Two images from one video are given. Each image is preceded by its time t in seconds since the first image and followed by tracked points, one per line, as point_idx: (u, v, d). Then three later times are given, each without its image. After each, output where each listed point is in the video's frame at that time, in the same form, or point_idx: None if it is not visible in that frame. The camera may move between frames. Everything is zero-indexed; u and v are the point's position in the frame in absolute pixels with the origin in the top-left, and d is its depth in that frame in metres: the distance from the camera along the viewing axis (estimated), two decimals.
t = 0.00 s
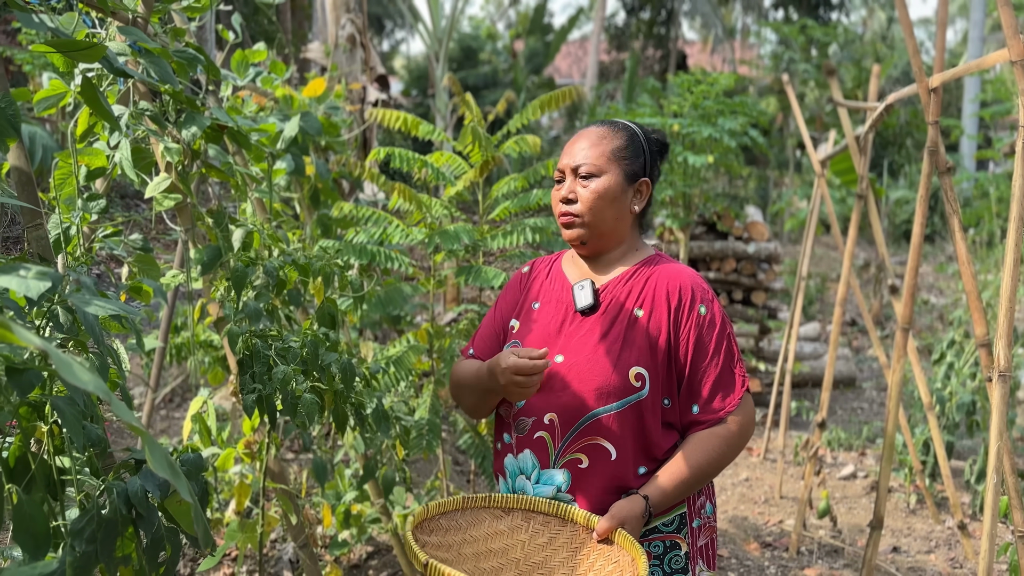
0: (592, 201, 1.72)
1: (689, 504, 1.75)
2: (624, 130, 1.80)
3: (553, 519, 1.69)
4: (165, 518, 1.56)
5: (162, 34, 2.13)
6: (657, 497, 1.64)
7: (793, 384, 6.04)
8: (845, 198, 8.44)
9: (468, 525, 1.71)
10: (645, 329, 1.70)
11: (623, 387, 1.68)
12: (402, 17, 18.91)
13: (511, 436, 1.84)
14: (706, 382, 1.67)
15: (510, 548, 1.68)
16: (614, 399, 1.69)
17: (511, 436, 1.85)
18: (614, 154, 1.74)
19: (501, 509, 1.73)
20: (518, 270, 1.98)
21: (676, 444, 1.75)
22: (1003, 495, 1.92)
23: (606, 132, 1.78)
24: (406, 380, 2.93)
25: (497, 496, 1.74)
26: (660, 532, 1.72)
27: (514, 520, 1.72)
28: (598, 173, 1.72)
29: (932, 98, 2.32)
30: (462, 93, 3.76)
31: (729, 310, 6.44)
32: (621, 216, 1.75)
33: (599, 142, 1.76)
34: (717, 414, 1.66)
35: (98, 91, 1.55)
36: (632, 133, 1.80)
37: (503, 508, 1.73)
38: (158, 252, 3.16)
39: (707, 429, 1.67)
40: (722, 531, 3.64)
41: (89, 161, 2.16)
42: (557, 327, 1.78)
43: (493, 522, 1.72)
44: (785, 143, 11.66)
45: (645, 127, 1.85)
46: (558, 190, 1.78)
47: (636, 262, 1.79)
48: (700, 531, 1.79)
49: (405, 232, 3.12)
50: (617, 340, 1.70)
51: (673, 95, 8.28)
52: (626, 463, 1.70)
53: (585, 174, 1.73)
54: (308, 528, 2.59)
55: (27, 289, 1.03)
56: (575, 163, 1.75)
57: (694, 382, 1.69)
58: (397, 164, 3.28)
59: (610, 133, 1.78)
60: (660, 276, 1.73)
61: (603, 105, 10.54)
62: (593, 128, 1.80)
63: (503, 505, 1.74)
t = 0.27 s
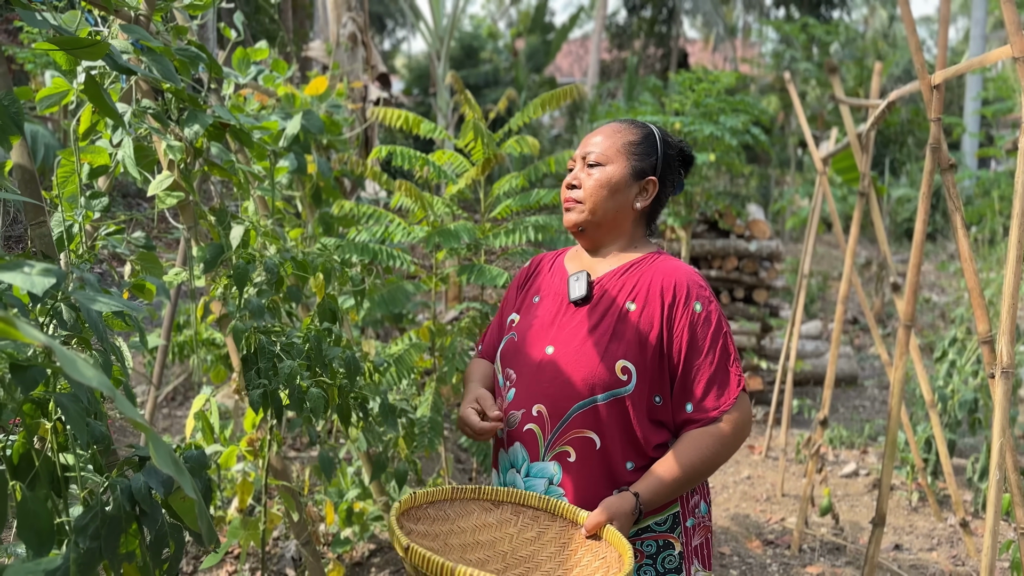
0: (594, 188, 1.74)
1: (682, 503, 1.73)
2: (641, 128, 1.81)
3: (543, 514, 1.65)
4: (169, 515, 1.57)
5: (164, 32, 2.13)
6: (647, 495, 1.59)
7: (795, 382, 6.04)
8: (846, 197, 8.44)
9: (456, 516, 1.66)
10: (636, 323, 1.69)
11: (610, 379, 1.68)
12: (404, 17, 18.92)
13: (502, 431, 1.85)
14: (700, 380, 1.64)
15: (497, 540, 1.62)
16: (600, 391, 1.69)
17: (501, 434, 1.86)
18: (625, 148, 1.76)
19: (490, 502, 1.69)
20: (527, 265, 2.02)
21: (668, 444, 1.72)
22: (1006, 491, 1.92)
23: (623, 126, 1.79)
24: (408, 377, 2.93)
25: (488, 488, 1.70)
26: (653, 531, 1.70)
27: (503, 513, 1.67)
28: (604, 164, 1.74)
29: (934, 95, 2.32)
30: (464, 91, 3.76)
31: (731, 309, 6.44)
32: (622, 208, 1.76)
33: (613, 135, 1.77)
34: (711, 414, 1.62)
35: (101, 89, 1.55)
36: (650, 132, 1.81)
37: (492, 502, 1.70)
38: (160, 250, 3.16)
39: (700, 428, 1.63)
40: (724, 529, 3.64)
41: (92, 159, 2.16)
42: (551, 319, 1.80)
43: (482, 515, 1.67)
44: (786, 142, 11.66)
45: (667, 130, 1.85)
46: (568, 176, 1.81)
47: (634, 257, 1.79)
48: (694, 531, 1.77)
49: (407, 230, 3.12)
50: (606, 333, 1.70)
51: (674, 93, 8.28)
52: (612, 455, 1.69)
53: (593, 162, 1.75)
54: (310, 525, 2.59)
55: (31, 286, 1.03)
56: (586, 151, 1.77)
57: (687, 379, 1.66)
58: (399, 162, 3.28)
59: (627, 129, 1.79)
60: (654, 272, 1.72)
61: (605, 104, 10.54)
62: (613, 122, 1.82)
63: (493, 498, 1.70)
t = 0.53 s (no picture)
0: (591, 186, 1.74)
1: (665, 505, 1.70)
2: (642, 125, 1.79)
3: (528, 509, 1.66)
4: (170, 512, 1.57)
5: (165, 31, 2.13)
6: (628, 494, 1.57)
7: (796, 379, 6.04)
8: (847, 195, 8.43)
9: (442, 507, 1.67)
10: (621, 320, 1.68)
11: (593, 376, 1.68)
12: (405, 15, 18.91)
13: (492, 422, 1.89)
14: (685, 379, 1.61)
15: (480, 532, 1.62)
16: (583, 387, 1.68)
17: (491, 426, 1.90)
18: (623, 145, 1.75)
19: (477, 495, 1.71)
20: (532, 261, 2.03)
21: (653, 444, 1.69)
22: (1007, 488, 1.92)
23: (623, 124, 1.79)
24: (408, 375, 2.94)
25: (475, 482, 1.72)
26: (631, 532, 1.69)
27: (489, 506, 1.68)
28: (601, 162, 1.74)
29: (935, 92, 2.31)
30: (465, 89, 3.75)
31: (732, 307, 6.43)
32: (619, 206, 1.76)
33: (612, 133, 1.77)
34: (696, 414, 1.58)
35: (103, 87, 1.55)
36: (651, 130, 1.79)
37: (479, 494, 1.71)
38: (162, 249, 3.17)
39: (686, 429, 1.58)
40: (725, 527, 3.64)
41: (93, 157, 2.16)
42: (542, 314, 1.81)
43: (468, 507, 1.68)
44: (788, 140, 11.65)
45: (670, 128, 1.83)
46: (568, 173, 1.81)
47: (627, 253, 1.78)
48: (680, 536, 1.73)
49: (407, 228, 3.12)
50: (592, 328, 1.69)
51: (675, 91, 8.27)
52: (592, 452, 1.69)
53: (592, 160, 1.75)
54: (311, 523, 2.59)
55: (32, 281, 1.03)
56: (585, 149, 1.78)
57: (673, 379, 1.63)
58: (399, 160, 3.27)
59: (627, 126, 1.78)
60: (643, 269, 1.70)
61: (606, 102, 10.53)
62: (614, 120, 1.81)
63: (480, 491, 1.71)
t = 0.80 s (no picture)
0: (590, 187, 1.73)
1: (663, 506, 1.69)
2: (640, 123, 1.79)
3: (523, 503, 1.66)
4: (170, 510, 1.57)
5: (165, 29, 2.13)
6: (619, 493, 1.56)
7: (797, 377, 6.04)
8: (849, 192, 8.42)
9: (438, 499, 1.68)
10: (620, 321, 1.67)
11: (591, 377, 1.67)
12: (405, 14, 18.90)
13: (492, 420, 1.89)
14: (683, 380, 1.61)
15: (474, 525, 1.63)
16: (582, 388, 1.68)
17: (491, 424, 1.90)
18: (622, 145, 1.74)
19: (474, 487, 1.71)
20: (533, 259, 2.02)
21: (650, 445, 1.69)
22: (1008, 486, 1.92)
23: (621, 122, 1.78)
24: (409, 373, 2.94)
25: (473, 474, 1.72)
26: (628, 532, 1.68)
27: (485, 499, 1.69)
28: (600, 162, 1.73)
29: (937, 90, 2.31)
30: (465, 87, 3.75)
31: (733, 305, 6.43)
32: (619, 206, 1.75)
33: (610, 132, 1.76)
34: (692, 415, 1.58)
35: (103, 85, 1.55)
36: (649, 127, 1.79)
37: (476, 487, 1.71)
38: (163, 247, 3.17)
39: (680, 430, 1.58)
40: (726, 525, 3.64)
41: (93, 156, 2.16)
42: (541, 314, 1.81)
43: (464, 499, 1.69)
44: (789, 137, 11.63)
45: (668, 125, 1.82)
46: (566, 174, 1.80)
47: (626, 253, 1.77)
48: (678, 537, 1.72)
49: (407, 226, 3.12)
50: (590, 329, 1.69)
51: (676, 89, 8.26)
52: (589, 452, 1.69)
53: (591, 160, 1.74)
54: (312, 521, 2.60)
55: (32, 280, 1.03)
56: (583, 149, 1.77)
57: (671, 380, 1.63)
58: (400, 158, 3.27)
59: (625, 125, 1.77)
60: (642, 269, 1.70)
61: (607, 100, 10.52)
62: (611, 118, 1.81)
63: (477, 484, 1.71)
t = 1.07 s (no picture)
0: (585, 186, 1.72)
1: (671, 504, 1.69)
2: (633, 121, 1.78)
3: (530, 506, 1.66)
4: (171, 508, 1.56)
5: (165, 27, 2.12)
6: (628, 493, 1.57)
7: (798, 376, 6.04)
8: (850, 191, 8.42)
9: (444, 503, 1.67)
10: (624, 322, 1.67)
11: (597, 379, 1.67)
12: (406, 11, 18.89)
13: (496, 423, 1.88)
14: (689, 380, 1.60)
15: (482, 528, 1.62)
16: (587, 390, 1.68)
17: (496, 427, 1.89)
18: (616, 143, 1.73)
19: (480, 490, 1.71)
20: (533, 259, 2.01)
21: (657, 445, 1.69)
22: (1010, 485, 1.92)
23: (614, 120, 1.77)
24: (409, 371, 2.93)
25: (478, 477, 1.71)
26: (637, 531, 1.68)
27: (492, 502, 1.68)
28: (594, 160, 1.72)
29: (939, 88, 2.30)
30: (466, 85, 3.74)
31: (734, 303, 6.42)
32: (615, 204, 1.74)
33: (602, 130, 1.75)
34: (699, 415, 1.58)
35: (103, 84, 1.55)
36: (642, 125, 1.78)
37: (482, 490, 1.71)
38: (163, 245, 3.17)
39: (689, 429, 1.58)
40: (727, 524, 3.64)
41: (93, 154, 2.16)
42: (545, 315, 1.80)
43: (471, 503, 1.68)
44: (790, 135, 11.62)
45: (661, 123, 1.82)
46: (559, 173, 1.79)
47: (629, 254, 1.77)
48: (685, 533, 1.72)
49: (408, 225, 3.12)
50: (594, 330, 1.69)
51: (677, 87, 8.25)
52: (596, 454, 1.69)
53: (584, 158, 1.73)
54: (313, 519, 2.59)
55: (32, 278, 1.02)
56: (576, 147, 1.76)
57: (676, 380, 1.63)
58: (400, 156, 3.26)
59: (618, 123, 1.76)
60: (646, 269, 1.69)
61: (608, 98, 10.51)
62: (604, 117, 1.80)
63: (482, 487, 1.71)
